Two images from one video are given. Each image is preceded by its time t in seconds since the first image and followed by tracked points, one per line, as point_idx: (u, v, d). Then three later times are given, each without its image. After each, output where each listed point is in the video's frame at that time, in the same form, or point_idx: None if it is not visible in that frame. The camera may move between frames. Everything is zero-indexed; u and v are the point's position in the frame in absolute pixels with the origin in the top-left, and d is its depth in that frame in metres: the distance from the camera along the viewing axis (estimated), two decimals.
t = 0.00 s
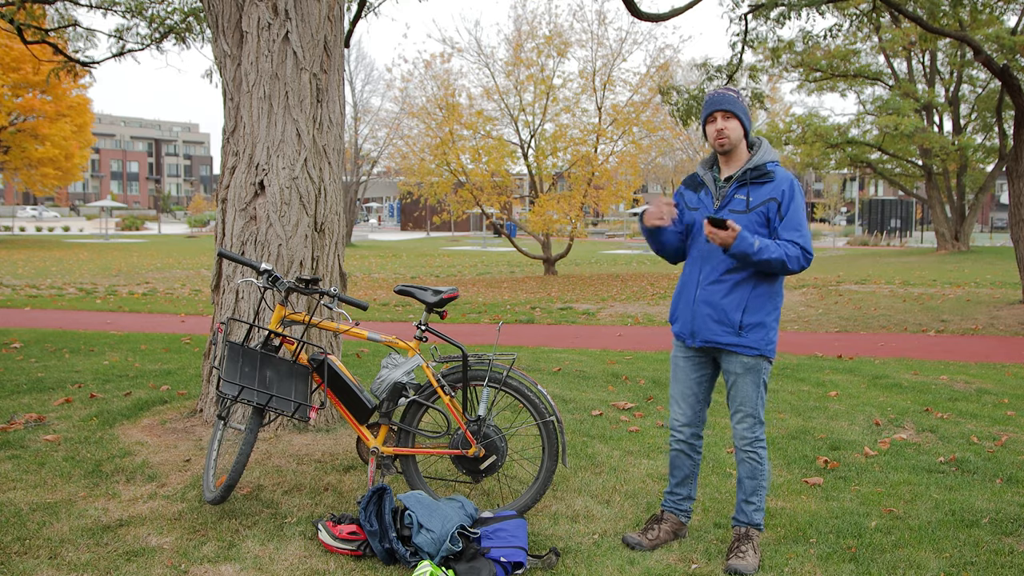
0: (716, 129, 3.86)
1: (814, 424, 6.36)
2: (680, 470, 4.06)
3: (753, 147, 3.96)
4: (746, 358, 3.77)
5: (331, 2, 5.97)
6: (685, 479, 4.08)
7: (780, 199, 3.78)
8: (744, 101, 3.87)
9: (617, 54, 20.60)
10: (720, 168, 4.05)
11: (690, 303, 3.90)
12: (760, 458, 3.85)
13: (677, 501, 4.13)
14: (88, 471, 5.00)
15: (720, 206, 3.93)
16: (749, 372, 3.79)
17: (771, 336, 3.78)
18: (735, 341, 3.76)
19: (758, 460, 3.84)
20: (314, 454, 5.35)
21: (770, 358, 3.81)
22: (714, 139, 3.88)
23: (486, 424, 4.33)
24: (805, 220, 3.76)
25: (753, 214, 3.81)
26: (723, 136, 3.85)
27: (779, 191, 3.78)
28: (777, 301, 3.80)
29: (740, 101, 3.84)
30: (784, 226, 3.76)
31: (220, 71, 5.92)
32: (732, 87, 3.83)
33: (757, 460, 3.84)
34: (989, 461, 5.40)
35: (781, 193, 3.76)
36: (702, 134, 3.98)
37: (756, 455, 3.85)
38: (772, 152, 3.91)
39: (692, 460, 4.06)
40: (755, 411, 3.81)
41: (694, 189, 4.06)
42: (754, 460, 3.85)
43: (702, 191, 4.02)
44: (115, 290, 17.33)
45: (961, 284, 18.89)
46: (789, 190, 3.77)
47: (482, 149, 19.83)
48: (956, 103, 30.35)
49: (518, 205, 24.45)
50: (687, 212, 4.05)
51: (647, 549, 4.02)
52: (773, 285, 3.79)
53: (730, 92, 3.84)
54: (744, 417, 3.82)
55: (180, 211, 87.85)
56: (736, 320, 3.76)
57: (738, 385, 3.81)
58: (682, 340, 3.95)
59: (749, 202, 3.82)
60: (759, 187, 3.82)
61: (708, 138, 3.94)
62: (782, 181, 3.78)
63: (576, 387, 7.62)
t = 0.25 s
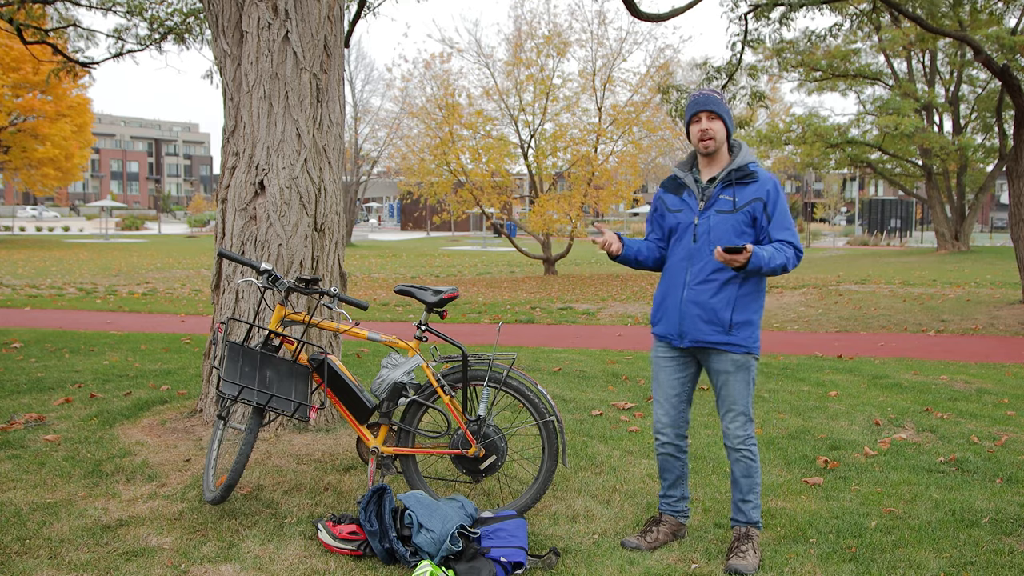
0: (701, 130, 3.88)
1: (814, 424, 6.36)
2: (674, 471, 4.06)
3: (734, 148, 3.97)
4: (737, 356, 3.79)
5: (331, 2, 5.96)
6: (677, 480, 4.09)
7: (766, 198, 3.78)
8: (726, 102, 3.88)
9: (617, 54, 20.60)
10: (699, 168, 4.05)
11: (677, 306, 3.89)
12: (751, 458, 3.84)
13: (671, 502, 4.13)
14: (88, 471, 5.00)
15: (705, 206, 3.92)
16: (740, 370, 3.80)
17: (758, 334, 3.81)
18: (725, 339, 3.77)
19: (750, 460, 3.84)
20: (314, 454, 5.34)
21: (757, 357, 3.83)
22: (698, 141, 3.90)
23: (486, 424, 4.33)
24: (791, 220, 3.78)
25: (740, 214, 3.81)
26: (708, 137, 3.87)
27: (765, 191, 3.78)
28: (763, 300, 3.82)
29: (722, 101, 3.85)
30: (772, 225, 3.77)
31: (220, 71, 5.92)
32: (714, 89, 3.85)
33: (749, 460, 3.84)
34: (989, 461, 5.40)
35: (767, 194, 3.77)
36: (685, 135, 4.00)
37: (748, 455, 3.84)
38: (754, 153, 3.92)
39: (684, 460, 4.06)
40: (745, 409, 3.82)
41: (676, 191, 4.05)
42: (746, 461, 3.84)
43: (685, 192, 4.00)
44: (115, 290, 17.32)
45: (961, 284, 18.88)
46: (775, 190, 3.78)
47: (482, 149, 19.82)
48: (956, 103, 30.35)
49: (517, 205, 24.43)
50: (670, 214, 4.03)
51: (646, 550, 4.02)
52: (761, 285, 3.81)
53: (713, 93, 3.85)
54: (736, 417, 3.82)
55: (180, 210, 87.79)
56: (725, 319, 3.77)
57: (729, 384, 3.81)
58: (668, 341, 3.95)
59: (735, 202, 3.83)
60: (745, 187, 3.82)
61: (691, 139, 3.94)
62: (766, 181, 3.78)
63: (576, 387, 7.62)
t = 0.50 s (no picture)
0: (684, 131, 3.88)
1: (814, 424, 6.36)
2: (673, 468, 4.07)
3: (711, 149, 4.00)
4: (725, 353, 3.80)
5: (331, 2, 5.96)
6: (677, 477, 4.10)
7: (748, 197, 3.84)
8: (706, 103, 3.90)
9: (617, 54, 20.61)
10: (677, 168, 4.05)
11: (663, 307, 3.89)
12: (743, 456, 3.84)
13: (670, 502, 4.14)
14: (88, 471, 5.00)
15: (688, 206, 3.92)
16: (730, 366, 3.81)
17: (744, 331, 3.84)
18: (713, 337, 3.78)
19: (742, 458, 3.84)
20: (314, 454, 5.34)
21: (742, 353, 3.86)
22: (681, 141, 3.90)
23: (486, 424, 4.33)
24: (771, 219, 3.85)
25: (724, 213, 3.84)
26: (691, 138, 3.88)
27: (747, 191, 3.83)
28: (746, 297, 3.87)
29: (703, 102, 3.87)
30: (753, 225, 3.83)
31: (220, 71, 5.92)
32: (695, 90, 3.86)
33: (741, 460, 3.84)
34: (989, 461, 5.40)
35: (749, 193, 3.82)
36: (666, 135, 3.99)
37: (740, 455, 3.84)
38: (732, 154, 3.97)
39: (681, 458, 4.07)
40: (735, 406, 3.82)
41: (655, 190, 4.01)
42: (738, 461, 3.84)
43: (665, 191, 3.98)
44: (115, 290, 17.32)
45: (961, 284, 18.88)
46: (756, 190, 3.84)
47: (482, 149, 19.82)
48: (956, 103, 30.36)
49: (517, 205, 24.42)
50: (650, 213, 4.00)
51: (646, 550, 4.02)
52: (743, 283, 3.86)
53: (694, 94, 3.86)
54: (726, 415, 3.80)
55: (180, 210, 87.76)
56: (714, 316, 3.79)
57: (719, 380, 3.80)
58: (655, 341, 3.94)
59: (718, 202, 3.85)
60: (727, 186, 3.85)
61: (672, 140, 3.94)
62: (748, 180, 3.84)
63: (576, 387, 7.61)
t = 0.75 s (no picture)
0: (668, 133, 3.87)
1: (814, 424, 6.36)
2: (673, 467, 4.06)
3: (698, 149, 4.00)
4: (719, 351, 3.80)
5: (331, 2, 5.96)
6: (676, 476, 4.09)
7: (736, 196, 3.85)
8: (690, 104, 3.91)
9: (617, 54, 20.61)
10: (665, 169, 4.05)
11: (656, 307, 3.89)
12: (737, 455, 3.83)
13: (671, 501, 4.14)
14: (88, 471, 5.00)
15: (678, 206, 3.91)
16: (724, 363, 3.81)
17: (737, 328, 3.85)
18: (707, 335, 3.79)
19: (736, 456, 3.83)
20: (315, 454, 5.34)
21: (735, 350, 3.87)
22: (666, 143, 3.90)
23: (486, 424, 4.33)
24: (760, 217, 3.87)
25: (713, 212, 3.84)
26: (675, 139, 3.87)
27: (734, 190, 3.84)
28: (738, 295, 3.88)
29: (687, 103, 3.87)
30: (742, 223, 3.85)
31: (219, 71, 5.92)
32: (679, 91, 3.86)
33: (735, 460, 3.83)
34: (989, 461, 5.40)
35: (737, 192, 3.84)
36: (651, 137, 3.98)
37: (734, 454, 3.83)
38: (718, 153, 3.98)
39: (679, 458, 4.06)
40: (730, 403, 3.82)
41: (645, 192, 4.00)
42: (732, 461, 3.83)
43: (653, 193, 3.98)
44: (115, 290, 17.31)
45: (961, 284, 18.87)
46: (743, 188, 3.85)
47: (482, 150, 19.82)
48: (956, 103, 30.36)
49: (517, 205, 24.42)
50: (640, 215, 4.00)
51: (646, 550, 4.02)
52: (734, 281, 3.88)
53: (678, 95, 3.87)
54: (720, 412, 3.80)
55: (180, 211, 87.71)
56: (706, 315, 3.79)
57: (713, 378, 3.80)
58: (650, 342, 3.94)
59: (707, 201, 3.85)
60: (716, 185, 3.86)
61: (658, 141, 3.93)
62: (736, 179, 3.85)
63: (576, 387, 7.62)
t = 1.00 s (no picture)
0: (660, 132, 3.87)
1: (814, 424, 6.36)
2: (672, 467, 4.07)
3: (694, 148, 4.00)
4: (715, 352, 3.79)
5: (331, 2, 5.96)
6: (676, 476, 4.09)
7: (732, 194, 3.83)
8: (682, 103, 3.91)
9: (617, 54, 20.61)
10: (663, 169, 4.05)
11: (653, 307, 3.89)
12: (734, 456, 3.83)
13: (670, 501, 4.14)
14: (88, 471, 5.00)
15: (674, 206, 3.92)
16: (720, 367, 3.80)
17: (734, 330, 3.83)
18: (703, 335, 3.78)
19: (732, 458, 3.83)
20: (315, 454, 5.35)
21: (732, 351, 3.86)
22: (658, 143, 3.90)
23: (486, 424, 4.33)
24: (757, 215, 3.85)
25: (709, 211, 3.83)
26: (667, 138, 3.87)
27: (729, 187, 3.83)
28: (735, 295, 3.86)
29: (679, 102, 3.87)
30: (739, 221, 3.82)
31: (219, 71, 5.92)
32: (670, 91, 3.86)
33: (732, 460, 3.83)
34: (989, 461, 5.40)
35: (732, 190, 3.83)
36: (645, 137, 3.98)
37: (731, 455, 3.83)
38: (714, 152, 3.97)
39: (679, 458, 4.06)
40: (726, 407, 3.82)
41: (642, 192, 4.02)
42: (730, 461, 3.83)
43: (649, 193, 4.00)
44: (115, 290, 17.31)
45: (960, 284, 18.88)
46: (739, 186, 3.83)
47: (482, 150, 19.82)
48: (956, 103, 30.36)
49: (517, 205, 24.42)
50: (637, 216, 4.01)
51: (646, 549, 4.02)
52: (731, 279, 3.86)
53: (670, 95, 3.87)
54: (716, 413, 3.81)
55: (179, 211, 87.69)
56: (702, 315, 3.78)
57: (708, 381, 3.80)
58: (646, 342, 3.94)
59: (703, 200, 3.84)
60: (711, 184, 3.85)
61: (652, 142, 3.94)
62: (731, 177, 3.84)
63: (576, 387, 7.62)
